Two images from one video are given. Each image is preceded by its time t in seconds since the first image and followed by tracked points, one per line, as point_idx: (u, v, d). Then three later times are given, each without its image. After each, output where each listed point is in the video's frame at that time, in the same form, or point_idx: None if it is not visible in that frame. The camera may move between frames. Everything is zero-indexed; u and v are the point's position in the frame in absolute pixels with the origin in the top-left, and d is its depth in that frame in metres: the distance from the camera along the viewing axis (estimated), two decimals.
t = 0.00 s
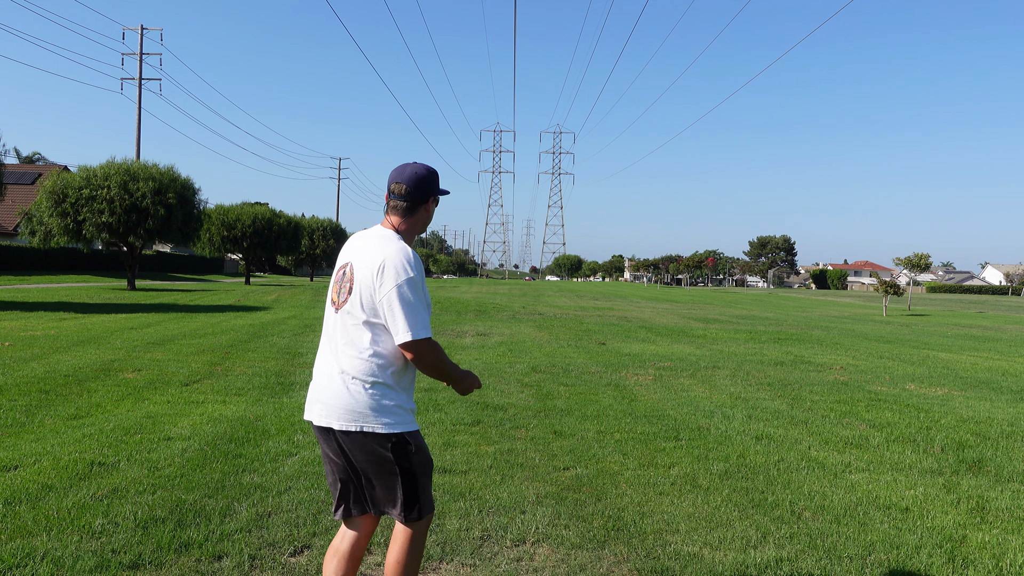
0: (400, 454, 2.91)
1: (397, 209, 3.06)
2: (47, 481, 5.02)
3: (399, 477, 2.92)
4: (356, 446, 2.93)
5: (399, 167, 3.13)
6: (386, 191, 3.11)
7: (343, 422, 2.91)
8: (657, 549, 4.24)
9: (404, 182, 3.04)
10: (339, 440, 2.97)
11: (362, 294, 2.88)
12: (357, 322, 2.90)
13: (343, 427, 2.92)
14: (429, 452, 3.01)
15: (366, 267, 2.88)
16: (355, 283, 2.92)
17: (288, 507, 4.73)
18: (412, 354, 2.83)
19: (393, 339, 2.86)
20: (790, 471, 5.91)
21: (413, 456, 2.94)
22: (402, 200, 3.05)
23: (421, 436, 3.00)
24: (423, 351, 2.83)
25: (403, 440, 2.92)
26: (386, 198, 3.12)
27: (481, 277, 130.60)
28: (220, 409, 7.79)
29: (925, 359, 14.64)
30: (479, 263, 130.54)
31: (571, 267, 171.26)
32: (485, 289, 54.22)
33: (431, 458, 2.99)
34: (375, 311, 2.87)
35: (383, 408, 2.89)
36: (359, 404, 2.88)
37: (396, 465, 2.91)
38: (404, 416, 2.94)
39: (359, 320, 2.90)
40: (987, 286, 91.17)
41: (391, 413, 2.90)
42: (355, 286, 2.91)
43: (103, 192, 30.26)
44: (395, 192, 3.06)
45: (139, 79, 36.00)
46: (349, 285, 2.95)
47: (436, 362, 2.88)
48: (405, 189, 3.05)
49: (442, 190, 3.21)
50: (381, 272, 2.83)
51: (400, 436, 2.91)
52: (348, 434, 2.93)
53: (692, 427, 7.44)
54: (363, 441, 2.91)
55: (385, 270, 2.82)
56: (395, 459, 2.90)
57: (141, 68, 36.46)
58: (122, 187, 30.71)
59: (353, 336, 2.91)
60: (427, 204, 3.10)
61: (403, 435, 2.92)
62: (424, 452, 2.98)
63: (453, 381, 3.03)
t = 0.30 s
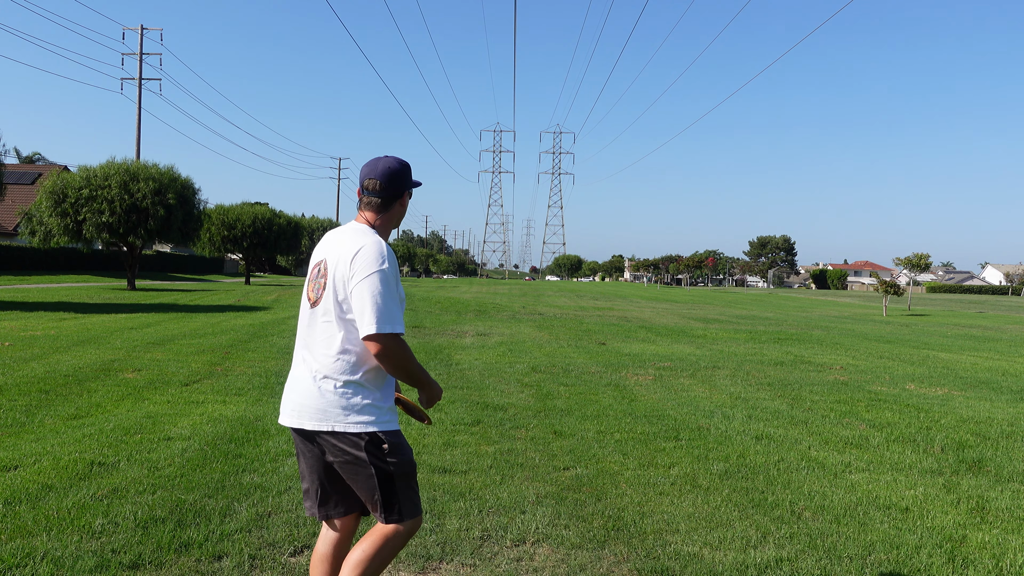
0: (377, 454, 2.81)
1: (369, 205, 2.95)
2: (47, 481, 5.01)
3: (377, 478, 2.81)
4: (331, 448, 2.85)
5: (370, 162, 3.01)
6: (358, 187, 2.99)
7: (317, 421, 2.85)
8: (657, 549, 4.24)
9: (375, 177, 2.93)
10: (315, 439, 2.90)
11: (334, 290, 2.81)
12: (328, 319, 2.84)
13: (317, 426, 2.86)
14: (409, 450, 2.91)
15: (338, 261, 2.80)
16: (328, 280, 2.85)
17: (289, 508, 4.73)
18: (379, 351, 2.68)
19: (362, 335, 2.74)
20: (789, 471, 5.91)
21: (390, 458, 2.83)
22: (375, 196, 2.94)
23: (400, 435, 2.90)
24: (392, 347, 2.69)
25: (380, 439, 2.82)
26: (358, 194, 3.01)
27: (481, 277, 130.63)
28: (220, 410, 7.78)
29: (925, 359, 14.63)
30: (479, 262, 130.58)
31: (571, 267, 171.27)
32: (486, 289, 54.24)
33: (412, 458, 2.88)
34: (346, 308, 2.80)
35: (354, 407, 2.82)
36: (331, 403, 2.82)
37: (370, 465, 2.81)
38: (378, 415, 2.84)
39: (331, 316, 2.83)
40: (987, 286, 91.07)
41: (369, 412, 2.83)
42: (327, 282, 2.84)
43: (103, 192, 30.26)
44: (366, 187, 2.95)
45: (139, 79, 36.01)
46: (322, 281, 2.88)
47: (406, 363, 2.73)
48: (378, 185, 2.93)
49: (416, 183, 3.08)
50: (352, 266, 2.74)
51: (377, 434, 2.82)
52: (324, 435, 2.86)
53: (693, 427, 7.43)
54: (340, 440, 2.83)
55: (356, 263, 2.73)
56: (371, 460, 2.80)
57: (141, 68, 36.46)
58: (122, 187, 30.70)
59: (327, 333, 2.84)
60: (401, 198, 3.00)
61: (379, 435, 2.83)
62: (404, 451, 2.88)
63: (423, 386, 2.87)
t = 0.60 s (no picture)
0: (328, 474, 2.64)
1: (350, 204, 2.83)
2: (47, 481, 5.01)
3: (319, 500, 2.65)
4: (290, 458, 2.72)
5: (350, 157, 2.88)
6: (337, 184, 2.87)
7: (282, 430, 2.72)
8: (657, 549, 4.24)
9: (356, 174, 2.80)
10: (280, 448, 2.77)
11: (312, 296, 2.66)
12: (307, 326, 2.69)
13: (282, 435, 2.72)
14: (362, 479, 2.70)
15: (316, 266, 2.65)
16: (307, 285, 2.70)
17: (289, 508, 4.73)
18: (359, 360, 2.54)
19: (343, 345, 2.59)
20: (789, 471, 5.91)
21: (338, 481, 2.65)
22: (355, 194, 2.82)
23: (359, 459, 2.69)
24: (373, 357, 2.54)
25: (336, 457, 2.64)
26: (339, 191, 2.88)
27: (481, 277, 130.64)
28: (220, 410, 7.77)
29: (925, 359, 14.62)
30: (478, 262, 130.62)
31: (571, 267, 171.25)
32: (486, 289, 54.23)
33: (360, 487, 2.67)
34: (324, 316, 2.65)
35: (326, 419, 2.65)
36: (301, 414, 2.68)
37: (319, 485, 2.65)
38: (349, 430, 2.66)
39: (310, 324, 2.69)
40: (987, 286, 90.98)
41: (339, 425, 2.65)
42: (305, 288, 2.70)
43: (103, 192, 30.26)
44: (346, 184, 2.82)
45: (139, 79, 36.03)
46: (301, 287, 2.73)
47: (387, 373, 2.58)
48: (358, 181, 2.81)
49: (398, 178, 2.97)
50: (330, 272, 2.59)
51: (334, 452, 2.64)
52: (284, 443, 2.74)
53: (693, 427, 7.43)
54: (296, 451, 2.69)
55: (333, 269, 2.58)
56: (321, 478, 2.64)
57: (141, 68, 36.47)
58: (122, 187, 30.70)
59: (305, 342, 2.70)
60: (384, 195, 2.87)
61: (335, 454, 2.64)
62: (354, 479, 2.67)
63: (409, 396, 2.71)
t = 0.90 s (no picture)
0: (311, 479, 2.62)
1: (335, 196, 2.79)
2: (47, 481, 5.01)
3: (302, 506, 2.64)
4: (272, 462, 2.69)
5: (334, 147, 2.83)
6: (322, 174, 2.82)
7: (261, 433, 2.67)
8: (657, 549, 4.24)
9: (340, 165, 2.75)
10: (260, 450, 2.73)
11: (295, 294, 2.60)
12: (288, 325, 2.63)
13: (260, 439, 2.67)
14: (345, 482, 2.68)
15: (299, 263, 2.59)
16: (289, 282, 2.64)
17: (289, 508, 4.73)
18: (346, 360, 2.48)
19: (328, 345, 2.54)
20: (789, 470, 5.90)
21: (320, 487, 2.63)
22: (340, 185, 2.77)
23: (341, 461, 2.67)
24: (360, 357, 2.49)
25: (317, 462, 2.62)
26: (323, 182, 2.83)
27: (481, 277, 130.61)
28: (220, 410, 7.77)
29: (925, 359, 14.61)
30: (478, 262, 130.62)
31: (571, 267, 171.19)
32: (486, 289, 54.18)
33: (343, 491, 2.66)
34: (308, 315, 2.60)
35: (308, 422, 2.61)
36: (282, 416, 2.64)
37: (301, 491, 2.63)
38: (331, 433, 2.63)
39: (291, 323, 2.63)
40: (987, 286, 90.84)
41: (321, 428, 2.61)
42: (287, 286, 2.63)
43: (103, 192, 30.26)
44: (331, 175, 2.78)
45: (139, 79, 36.02)
46: (283, 283, 2.67)
47: (375, 372, 2.53)
48: (342, 173, 2.76)
49: (385, 168, 2.93)
50: (314, 269, 2.53)
51: (315, 457, 2.62)
52: (263, 447, 2.70)
53: (692, 427, 7.43)
54: (278, 455, 2.66)
55: (319, 265, 2.52)
56: (302, 484, 2.62)
57: (141, 69, 36.45)
58: (122, 187, 30.68)
59: (288, 341, 2.64)
60: (369, 186, 2.82)
61: (315, 458, 2.62)
62: (336, 482, 2.66)
63: (400, 393, 2.68)
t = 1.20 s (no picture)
0: (308, 477, 2.62)
1: (318, 191, 2.79)
2: (47, 481, 5.01)
3: (298, 504, 2.63)
4: (268, 460, 2.68)
5: (316, 141, 2.82)
6: (303, 169, 2.81)
7: (256, 433, 2.67)
8: (657, 549, 4.24)
9: (322, 160, 2.74)
10: (254, 450, 2.72)
11: (284, 294, 2.60)
12: (280, 325, 2.63)
13: (255, 439, 2.67)
14: (342, 481, 2.69)
15: (286, 263, 2.58)
16: (277, 282, 2.64)
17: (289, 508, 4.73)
18: (336, 360, 2.49)
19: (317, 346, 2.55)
20: (789, 470, 5.91)
21: (317, 485, 2.63)
22: (323, 180, 2.77)
23: (337, 460, 2.67)
24: (349, 356, 2.50)
25: (314, 460, 2.62)
26: (305, 177, 2.82)
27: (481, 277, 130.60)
28: (221, 410, 7.77)
29: (925, 359, 14.60)
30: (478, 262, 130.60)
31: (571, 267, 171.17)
32: (486, 289, 54.19)
33: (339, 490, 2.67)
34: (298, 314, 2.60)
35: (302, 421, 2.61)
36: (277, 417, 2.63)
37: (298, 489, 2.63)
38: (328, 430, 2.63)
39: (282, 324, 2.63)
40: (987, 286, 90.77)
41: (315, 428, 2.61)
42: (276, 286, 2.63)
43: (103, 192, 30.26)
44: (314, 170, 2.76)
45: (139, 79, 36.02)
46: (271, 283, 2.67)
47: (366, 370, 2.54)
48: (325, 167, 2.75)
49: (369, 161, 2.92)
50: (301, 269, 2.53)
51: (312, 455, 2.61)
52: (258, 446, 2.70)
53: (693, 426, 7.43)
54: (274, 455, 2.65)
55: (305, 265, 2.52)
56: (298, 483, 2.62)
57: (141, 69, 36.49)
58: (122, 187, 30.68)
59: (279, 342, 2.65)
60: (352, 180, 2.81)
61: (312, 457, 2.61)
62: (333, 482, 2.66)
63: (393, 388, 2.68)
